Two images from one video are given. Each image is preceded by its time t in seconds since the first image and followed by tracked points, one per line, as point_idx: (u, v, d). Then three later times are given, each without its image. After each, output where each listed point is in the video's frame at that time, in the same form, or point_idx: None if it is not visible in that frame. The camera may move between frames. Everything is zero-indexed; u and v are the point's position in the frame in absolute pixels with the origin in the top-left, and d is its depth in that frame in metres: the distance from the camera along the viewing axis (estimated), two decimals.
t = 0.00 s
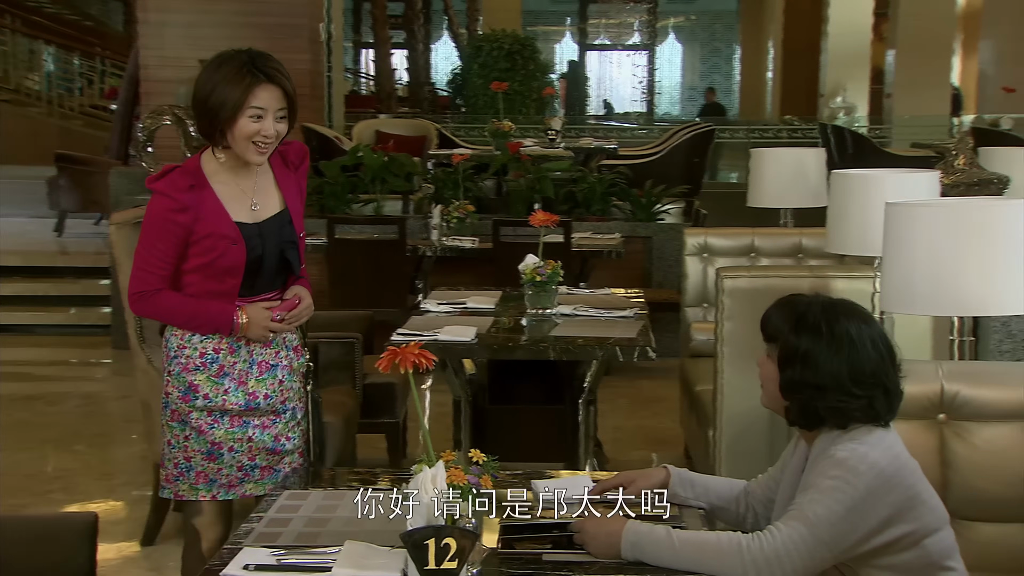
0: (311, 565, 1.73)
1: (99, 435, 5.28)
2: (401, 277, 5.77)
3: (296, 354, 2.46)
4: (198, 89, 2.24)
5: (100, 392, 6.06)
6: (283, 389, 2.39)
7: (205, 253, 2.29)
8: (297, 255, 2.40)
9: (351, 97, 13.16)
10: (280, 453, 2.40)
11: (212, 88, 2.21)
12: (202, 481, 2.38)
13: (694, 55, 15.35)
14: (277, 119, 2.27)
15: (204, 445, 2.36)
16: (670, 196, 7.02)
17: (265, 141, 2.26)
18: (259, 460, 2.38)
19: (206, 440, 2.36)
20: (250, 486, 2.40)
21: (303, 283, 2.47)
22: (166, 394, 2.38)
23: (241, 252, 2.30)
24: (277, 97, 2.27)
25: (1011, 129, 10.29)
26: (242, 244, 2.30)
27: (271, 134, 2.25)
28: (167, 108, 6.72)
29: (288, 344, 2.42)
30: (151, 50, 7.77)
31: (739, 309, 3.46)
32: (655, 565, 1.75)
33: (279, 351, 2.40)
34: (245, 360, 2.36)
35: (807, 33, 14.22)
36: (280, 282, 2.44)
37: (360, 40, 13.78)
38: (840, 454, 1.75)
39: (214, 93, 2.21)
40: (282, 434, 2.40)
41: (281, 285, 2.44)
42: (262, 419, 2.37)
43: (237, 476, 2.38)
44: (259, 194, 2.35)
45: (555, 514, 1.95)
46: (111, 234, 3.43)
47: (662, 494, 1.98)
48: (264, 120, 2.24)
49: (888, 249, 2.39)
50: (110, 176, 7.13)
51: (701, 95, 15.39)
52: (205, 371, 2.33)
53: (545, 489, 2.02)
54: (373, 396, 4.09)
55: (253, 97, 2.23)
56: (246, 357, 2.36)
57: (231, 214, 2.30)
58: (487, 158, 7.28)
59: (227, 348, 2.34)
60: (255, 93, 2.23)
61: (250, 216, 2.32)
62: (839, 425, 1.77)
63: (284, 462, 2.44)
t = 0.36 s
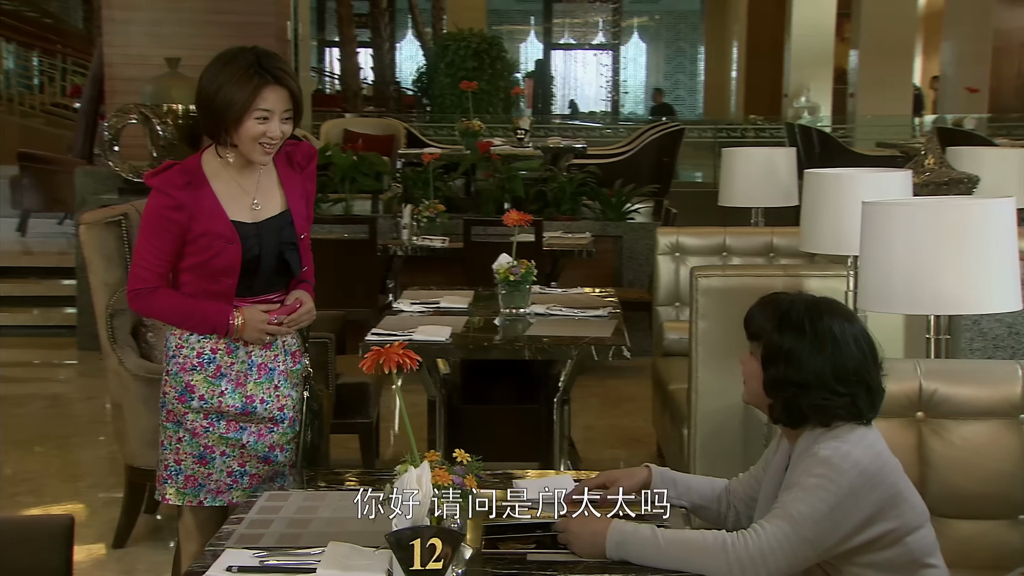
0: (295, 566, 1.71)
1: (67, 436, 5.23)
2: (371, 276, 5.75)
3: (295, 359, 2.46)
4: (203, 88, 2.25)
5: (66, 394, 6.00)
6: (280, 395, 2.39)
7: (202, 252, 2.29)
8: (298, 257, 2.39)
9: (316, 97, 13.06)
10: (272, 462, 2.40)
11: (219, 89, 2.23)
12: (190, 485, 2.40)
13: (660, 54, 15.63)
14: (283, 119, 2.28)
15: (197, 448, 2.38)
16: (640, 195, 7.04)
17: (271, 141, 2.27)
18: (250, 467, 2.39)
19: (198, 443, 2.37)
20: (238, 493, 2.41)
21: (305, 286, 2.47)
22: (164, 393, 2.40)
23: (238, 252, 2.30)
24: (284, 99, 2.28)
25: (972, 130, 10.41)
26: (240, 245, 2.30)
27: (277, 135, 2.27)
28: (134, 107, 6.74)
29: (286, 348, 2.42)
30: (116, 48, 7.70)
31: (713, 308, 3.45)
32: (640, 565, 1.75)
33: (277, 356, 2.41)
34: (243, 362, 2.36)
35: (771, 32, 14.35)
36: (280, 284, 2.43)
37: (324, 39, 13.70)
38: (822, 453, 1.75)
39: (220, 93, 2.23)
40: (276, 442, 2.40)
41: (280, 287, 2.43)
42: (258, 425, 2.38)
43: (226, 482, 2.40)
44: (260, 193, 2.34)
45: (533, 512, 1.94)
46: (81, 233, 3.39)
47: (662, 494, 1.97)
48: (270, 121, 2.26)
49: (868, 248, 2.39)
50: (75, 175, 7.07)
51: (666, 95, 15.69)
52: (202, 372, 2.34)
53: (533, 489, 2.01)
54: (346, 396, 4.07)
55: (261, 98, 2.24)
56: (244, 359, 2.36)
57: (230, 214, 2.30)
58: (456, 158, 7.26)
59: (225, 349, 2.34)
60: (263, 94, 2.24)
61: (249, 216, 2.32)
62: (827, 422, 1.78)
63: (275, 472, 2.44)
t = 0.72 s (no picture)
0: (291, 564, 1.70)
1: (44, 435, 5.18)
2: (351, 273, 5.72)
3: (308, 356, 2.51)
4: (214, 84, 2.27)
5: (42, 392, 5.95)
6: (295, 392, 2.45)
7: (212, 246, 2.32)
8: (310, 253, 2.42)
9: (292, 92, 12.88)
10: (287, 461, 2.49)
11: (231, 84, 2.25)
12: (208, 489, 2.52)
13: (634, 50, 15.89)
14: (295, 114, 2.30)
15: (214, 449, 2.49)
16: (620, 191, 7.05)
17: (284, 135, 2.29)
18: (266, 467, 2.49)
19: (215, 443, 2.48)
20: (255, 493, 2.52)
21: (318, 282, 2.49)
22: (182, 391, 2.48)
23: (249, 248, 2.33)
24: (297, 94, 2.30)
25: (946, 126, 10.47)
26: (251, 240, 2.33)
27: (290, 130, 2.29)
28: (110, 104, 6.69)
29: (300, 345, 2.47)
30: (90, 43, 7.66)
31: (697, 306, 3.45)
32: (637, 562, 1.75)
33: (291, 352, 2.46)
34: (257, 359, 2.42)
35: (745, 28, 14.45)
36: (293, 280, 2.47)
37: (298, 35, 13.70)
38: (817, 449, 1.75)
39: (232, 88, 2.25)
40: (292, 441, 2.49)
41: (292, 283, 2.47)
42: (274, 424, 2.47)
43: (243, 483, 2.50)
44: (271, 189, 2.38)
45: (533, 510, 1.93)
46: (64, 230, 3.39)
47: (662, 494, 1.97)
48: (284, 116, 2.28)
49: (860, 243, 2.38)
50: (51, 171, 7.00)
51: (643, 91, 16.04)
52: (216, 370, 2.41)
53: (530, 486, 2.01)
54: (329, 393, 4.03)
55: (275, 92, 2.26)
56: (258, 356, 2.42)
57: (241, 209, 2.33)
58: (436, 154, 7.25)
59: (239, 346, 2.40)
60: (276, 89, 2.26)
61: (260, 212, 2.35)
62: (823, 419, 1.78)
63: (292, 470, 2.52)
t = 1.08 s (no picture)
0: (290, 563, 1.70)
1: (29, 436, 5.14)
2: (337, 272, 5.71)
3: (305, 357, 2.54)
4: (225, 82, 2.34)
5: (25, 392, 5.91)
6: (289, 393, 2.48)
7: (216, 247, 2.37)
8: (311, 254, 2.47)
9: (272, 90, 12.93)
10: (278, 462, 2.51)
11: (244, 81, 2.32)
12: (197, 486, 2.55)
13: (614, 49, 15.84)
14: (309, 109, 2.38)
15: (205, 446, 2.52)
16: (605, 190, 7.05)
17: (299, 128, 2.36)
18: (256, 467, 2.51)
19: (207, 441, 2.51)
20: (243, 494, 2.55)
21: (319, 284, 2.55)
22: (174, 390, 2.52)
23: (252, 248, 2.38)
24: (308, 85, 2.38)
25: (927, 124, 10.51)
26: (254, 240, 2.38)
27: (305, 122, 2.36)
28: (94, 101, 6.64)
29: (296, 346, 2.50)
30: (72, 41, 7.61)
31: (688, 305, 3.45)
32: (637, 560, 1.75)
33: (287, 352, 2.49)
34: (253, 358, 2.45)
35: (726, 28, 14.51)
36: (295, 282, 2.52)
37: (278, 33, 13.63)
38: (818, 448, 1.76)
39: (246, 86, 2.32)
40: (284, 443, 2.51)
41: (294, 286, 2.52)
42: (267, 425, 2.49)
43: (232, 483, 2.54)
44: (277, 189, 2.43)
45: (532, 509, 1.92)
46: (52, 229, 3.36)
47: (663, 493, 1.97)
48: (298, 107, 2.35)
49: (855, 242, 2.39)
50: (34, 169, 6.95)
51: (623, 91, 15.98)
52: (212, 368, 2.44)
53: (523, 484, 2.01)
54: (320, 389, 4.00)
55: (288, 83, 2.34)
56: (254, 355, 2.45)
57: (246, 208, 2.39)
58: (421, 153, 7.24)
59: (236, 344, 2.43)
60: (289, 81, 2.34)
61: (265, 211, 2.41)
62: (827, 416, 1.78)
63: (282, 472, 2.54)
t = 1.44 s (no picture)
0: (292, 563, 1.70)
1: (15, 437, 5.11)
2: (325, 272, 5.70)
3: (299, 360, 2.54)
4: (226, 77, 2.34)
5: (12, 392, 5.88)
6: (284, 395, 2.48)
7: (213, 243, 2.37)
8: (307, 253, 2.48)
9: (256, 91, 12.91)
10: (274, 464, 2.49)
11: (245, 79, 2.32)
12: (192, 489, 2.49)
13: (596, 49, 15.86)
14: (307, 109, 2.39)
15: (200, 451, 2.47)
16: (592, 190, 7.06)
17: (297, 128, 2.37)
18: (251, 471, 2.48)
19: (201, 445, 2.46)
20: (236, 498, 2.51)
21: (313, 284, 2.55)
22: (166, 393, 2.48)
23: (249, 245, 2.38)
24: (308, 86, 2.39)
25: (909, 125, 10.58)
26: (251, 238, 2.38)
27: (303, 122, 2.37)
28: (79, 101, 6.62)
29: (291, 348, 2.51)
30: (56, 41, 7.58)
31: (679, 304, 3.45)
32: (640, 559, 1.75)
33: (281, 355, 2.49)
34: (248, 361, 2.44)
35: (707, 29, 14.54)
36: (290, 281, 2.52)
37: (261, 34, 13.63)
38: (819, 447, 1.76)
39: (247, 82, 2.32)
40: (278, 445, 2.50)
41: (288, 285, 2.52)
42: (261, 428, 2.48)
43: (226, 488, 2.49)
44: (273, 188, 2.44)
45: (532, 509, 1.92)
46: (42, 231, 3.32)
47: (662, 494, 1.98)
48: (297, 108, 2.36)
49: (850, 242, 2.40)
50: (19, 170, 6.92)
51: (605, 92, 16.01)
52: (207, 371, 2.41)
53: (521, 485, 2.01)
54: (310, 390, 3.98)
55: (289, 83, 2.35)
56: (250, 358, 2.44)
57: (244, 204, 2.39)
58: (408, 153, 7.24)
59: (231, 347, 2.42)
60: (289, 82, 2.34)
61: (262, 209, 2.41)
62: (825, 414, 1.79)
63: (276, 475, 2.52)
